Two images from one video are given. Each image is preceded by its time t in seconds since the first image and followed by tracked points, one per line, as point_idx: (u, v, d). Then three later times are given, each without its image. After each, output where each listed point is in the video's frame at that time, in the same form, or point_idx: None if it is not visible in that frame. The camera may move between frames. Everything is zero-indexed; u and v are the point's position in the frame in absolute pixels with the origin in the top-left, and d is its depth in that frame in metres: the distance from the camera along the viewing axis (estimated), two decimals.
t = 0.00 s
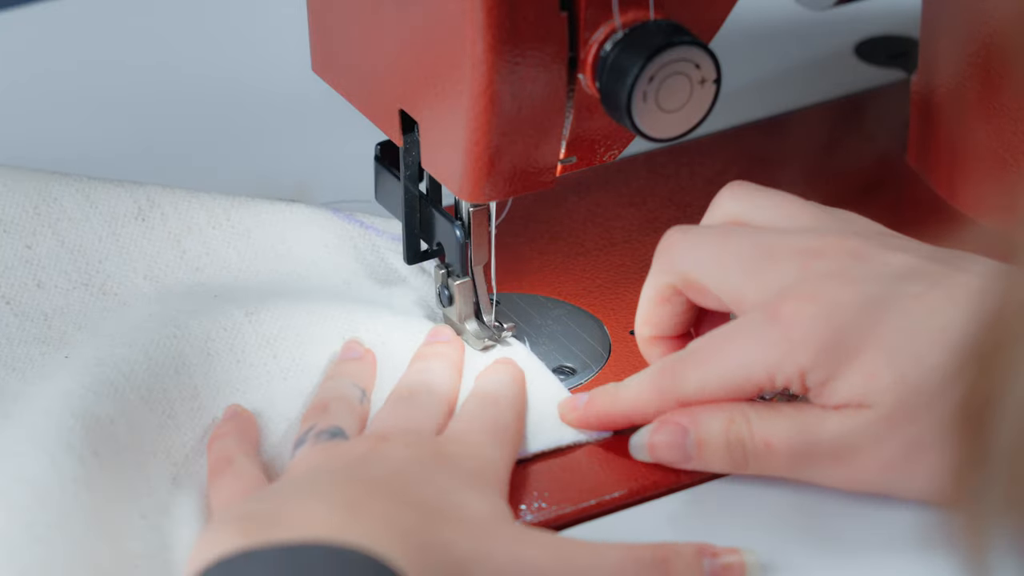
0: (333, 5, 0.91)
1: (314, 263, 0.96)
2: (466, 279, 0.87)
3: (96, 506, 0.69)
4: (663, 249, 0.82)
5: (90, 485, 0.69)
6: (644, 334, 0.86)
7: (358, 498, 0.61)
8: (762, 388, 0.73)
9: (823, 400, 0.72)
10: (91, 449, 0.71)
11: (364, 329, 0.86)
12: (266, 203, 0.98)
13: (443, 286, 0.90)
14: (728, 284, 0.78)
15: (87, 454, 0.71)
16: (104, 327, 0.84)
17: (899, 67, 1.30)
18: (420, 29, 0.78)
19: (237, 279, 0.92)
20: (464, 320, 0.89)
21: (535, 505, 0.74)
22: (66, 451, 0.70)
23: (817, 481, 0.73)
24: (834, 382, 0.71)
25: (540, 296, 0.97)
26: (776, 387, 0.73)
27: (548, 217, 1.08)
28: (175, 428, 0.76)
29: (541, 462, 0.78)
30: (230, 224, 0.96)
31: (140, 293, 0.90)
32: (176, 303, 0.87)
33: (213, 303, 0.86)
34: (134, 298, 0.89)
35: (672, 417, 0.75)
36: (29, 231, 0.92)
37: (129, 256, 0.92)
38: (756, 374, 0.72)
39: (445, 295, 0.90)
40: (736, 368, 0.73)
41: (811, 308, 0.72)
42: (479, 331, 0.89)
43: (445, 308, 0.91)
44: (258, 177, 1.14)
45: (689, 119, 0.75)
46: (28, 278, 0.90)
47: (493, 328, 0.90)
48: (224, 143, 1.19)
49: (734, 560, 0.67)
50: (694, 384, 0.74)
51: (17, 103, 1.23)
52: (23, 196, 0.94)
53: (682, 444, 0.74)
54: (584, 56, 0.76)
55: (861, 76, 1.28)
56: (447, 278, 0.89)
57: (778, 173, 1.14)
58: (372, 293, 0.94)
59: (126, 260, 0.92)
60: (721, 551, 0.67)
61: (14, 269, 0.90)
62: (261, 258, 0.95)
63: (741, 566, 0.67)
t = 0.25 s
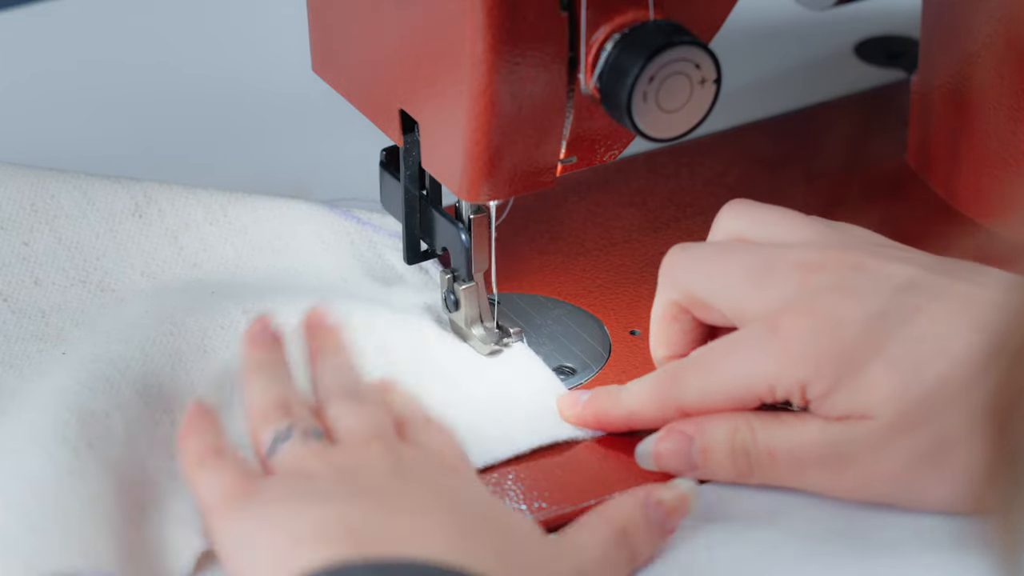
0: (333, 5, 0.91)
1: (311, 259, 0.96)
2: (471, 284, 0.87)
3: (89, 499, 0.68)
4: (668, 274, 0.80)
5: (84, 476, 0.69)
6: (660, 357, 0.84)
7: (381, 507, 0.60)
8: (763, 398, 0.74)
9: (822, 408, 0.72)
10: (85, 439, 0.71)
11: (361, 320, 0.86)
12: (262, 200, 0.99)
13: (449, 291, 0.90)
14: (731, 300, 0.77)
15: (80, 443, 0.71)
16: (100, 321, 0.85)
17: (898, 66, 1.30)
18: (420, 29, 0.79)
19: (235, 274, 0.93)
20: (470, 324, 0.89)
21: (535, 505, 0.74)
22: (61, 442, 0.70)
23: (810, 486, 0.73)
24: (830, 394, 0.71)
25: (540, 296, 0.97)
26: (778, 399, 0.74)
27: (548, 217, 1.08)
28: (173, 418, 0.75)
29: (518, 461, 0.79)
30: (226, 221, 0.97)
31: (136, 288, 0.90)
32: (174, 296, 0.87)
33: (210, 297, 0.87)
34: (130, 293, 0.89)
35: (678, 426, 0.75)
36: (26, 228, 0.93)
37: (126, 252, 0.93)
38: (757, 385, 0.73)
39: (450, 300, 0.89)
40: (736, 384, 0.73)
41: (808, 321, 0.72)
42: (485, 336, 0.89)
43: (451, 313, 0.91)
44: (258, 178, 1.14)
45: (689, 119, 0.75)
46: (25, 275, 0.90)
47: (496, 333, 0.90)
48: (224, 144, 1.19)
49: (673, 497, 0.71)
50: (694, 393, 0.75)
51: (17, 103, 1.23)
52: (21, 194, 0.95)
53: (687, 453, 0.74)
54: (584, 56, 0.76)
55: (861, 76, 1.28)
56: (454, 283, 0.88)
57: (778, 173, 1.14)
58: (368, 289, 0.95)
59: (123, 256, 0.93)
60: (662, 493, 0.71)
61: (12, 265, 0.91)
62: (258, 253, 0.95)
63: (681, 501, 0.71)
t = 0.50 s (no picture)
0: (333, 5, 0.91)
1: (301, 250, 0.97)
2: (469, 274, 0.88)
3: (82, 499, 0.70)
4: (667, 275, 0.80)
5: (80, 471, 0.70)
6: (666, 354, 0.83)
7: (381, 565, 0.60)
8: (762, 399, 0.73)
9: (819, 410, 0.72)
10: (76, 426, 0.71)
11: (354, 313, 0.87)
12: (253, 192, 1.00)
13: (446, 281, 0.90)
14: (731, 300, 0.77)
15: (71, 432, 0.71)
16: (93, 314, 0.85)
17: (898, 67, 1.30)
18: (420, 29, 0.78)
19: (228, 267, 0.93)
20: (469, 314, 0.89)
21: (535, 505, 0.74)
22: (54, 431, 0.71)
23: (806, 485, 0.73)
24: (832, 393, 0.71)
25: (539, 296, 0.97)
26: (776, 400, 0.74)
27: (548, 217, 1.08)
28: (165, 407, 0.76)
29: (506, 453, 0.79)
30: (218, 213, 0.97)
31: (128, 283, 0.91)
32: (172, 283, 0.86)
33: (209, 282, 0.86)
34: (123, 287, 0.90)
35: (677, 426, 0.75)
36: (17, 222, 0.94)
37: (117, 246, 0.93)
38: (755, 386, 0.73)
39: (448, 291, 0.90)
40: (734, 386, 0.73)
41: (810, 323, 0.72)
42: (483, 327, 0.90)
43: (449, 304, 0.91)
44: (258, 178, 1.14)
45: (689, 119, 0.75)
46: (18, 269, 0.91)
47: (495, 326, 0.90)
48: (224, 143, 1.19)
49: (689, 522, 0.69)
50: (693, 391, 0.75)
51: (17, 103, 1.23)
52: (12, 186, 0.96)
53: (687, 454, 0.74)
54: (584, 55, 0.76)
55: (861, 76, 1.28)
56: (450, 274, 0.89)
57: (778, 173, 1.14)
58: (360, 284, 0.96)
59: (115, 250, 0.93)
60: (676, 516, 0.69)
61: (4, 261, 0.92)
62: (250, 247, 0.96)
63: (697, 526, 0.69)
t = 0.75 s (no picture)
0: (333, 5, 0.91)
1: (294, 238, 0.98)
2: (461, 274, 0.89)
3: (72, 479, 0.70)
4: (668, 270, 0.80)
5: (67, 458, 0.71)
6: (666, 350, 0.83)
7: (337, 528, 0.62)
8: (759, 395, 0.74)
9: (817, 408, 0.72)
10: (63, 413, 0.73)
11: (345, 301, 0.88)
12: (246, 179, 1.01)
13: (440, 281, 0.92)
14: (729, 296, 0.77)
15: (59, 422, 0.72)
16: (88, 306, 0.85)
17: (898, 67, 1.30)
18: (420, 29, 0.78)
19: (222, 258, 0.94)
20: (460, 314, 0.91)
21: (535, 505, 0.74)
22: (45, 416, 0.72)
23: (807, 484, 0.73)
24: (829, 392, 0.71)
25: (539, 296, 0.97)
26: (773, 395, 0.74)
27: (548, 218, 1.08)
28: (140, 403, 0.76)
29: (504, 451, 0.80)
30: (211, 202, 0.98)
31: (123, 273, 0.91)
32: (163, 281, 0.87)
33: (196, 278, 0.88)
34: (118, 278, 0.90)
35: (675, 425, 0.75)
36: (11, 213, 0.93)
37: (111, 236, 0.93)
38: (752, 381, 0.73)
39: (440, 290, 0.91)
40: (730, 381, 0.74)
41: (807, 319, 0.73)
42: (474, 326, 0.90)
43: (442, 303, 0.92)
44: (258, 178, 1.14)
45: (689, 119, 0.75)
46: (12, 260, 0.90)
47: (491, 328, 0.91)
48: (224, 143, 1.19)
49: (667, 510, 0.70)
50: (690, 387, 0.75)
51: (17, 103, 1.22)
52: (4, 176, 0.95)
53: (686, 453, 0.73)
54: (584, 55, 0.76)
55: (861, 76, 1.29)
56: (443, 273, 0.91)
57: (778, 173, 1.14)
58: (351, 273, 0.97)
59: (109, 240, 0.93)
60: (655, 503, 0.70)
61: None
62: (243, 236, 0.97)
63: (674, 514, 0.69)
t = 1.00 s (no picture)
0: (333, 5, 0.91)
1: (283, 232, 1.00)
2: (463, 276, 0.89)
3: (58, 514, 0.71)
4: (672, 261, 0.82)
5: (52, 501, 0.72)
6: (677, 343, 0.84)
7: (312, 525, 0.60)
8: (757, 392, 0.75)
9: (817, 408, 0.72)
10: (46, 462, 0.73)
11: (332, 297, 0.90)
12: (236, 174, 1.02)
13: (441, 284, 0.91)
14: (731, 291, 0.78)
15: (43, 470, 0.73)
16: (79, 302, 0.85)
17: (898, 67, 1.30)
18: (420, 29, 0.78)
19: (212, 253, 0.95)
20: (463, 317, 0.90)
21: (535, 505, 0.74)
22: (23, 473, 0.73)
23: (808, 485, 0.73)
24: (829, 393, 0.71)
25: (539, 296, 0.97)
26: (770, 394, 0.75)
27: (548, 218, 1.08)
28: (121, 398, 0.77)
29: (504, 451, 0.80)
30: (202, 196, 0.99)
31: (114, 267, 0.91)
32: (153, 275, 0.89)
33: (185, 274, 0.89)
34: (108, 272, 0.90)
35: (674, 424, 0.75)
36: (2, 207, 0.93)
37: (102, 231, 0.93)
38: (751, 380, 0.74)
39: (442, 293, 0.90)
40: (728, 378, 0.75)
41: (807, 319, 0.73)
42: (476, 329, 0.90)
43: (443, 307, 0.92)
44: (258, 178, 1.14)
45: (689, 119, 0.75)
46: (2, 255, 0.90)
47: (490, 327, 0.91)
48: (223, 142, 1.19)
49: (656, 521, 0.69)
50: (688, 383, 0.76)
51: (16, 103, 1.22)
52: None
53: (686, 451, 0.73)
54: (585, 55, 0.76)
55: (861, 76, 1.29)
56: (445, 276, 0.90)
57: (777, 173, 1.14)
58: (340, 267, 0.98)
59: (100, 235, 0.93)
60: (644, 513, 0.69)
61: None
62: (234, 231, 0.98)
63: (663, 526, 0.69)
